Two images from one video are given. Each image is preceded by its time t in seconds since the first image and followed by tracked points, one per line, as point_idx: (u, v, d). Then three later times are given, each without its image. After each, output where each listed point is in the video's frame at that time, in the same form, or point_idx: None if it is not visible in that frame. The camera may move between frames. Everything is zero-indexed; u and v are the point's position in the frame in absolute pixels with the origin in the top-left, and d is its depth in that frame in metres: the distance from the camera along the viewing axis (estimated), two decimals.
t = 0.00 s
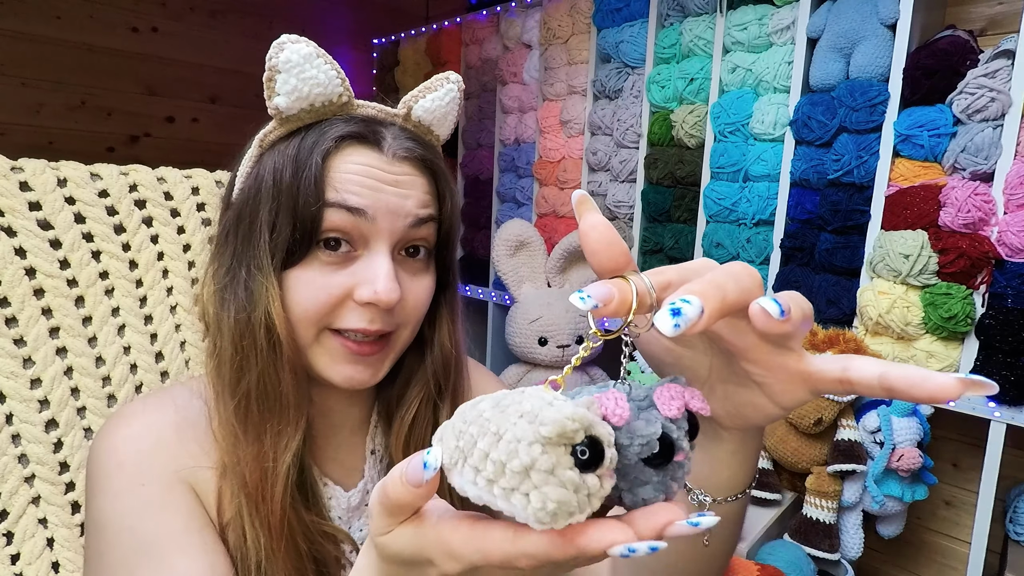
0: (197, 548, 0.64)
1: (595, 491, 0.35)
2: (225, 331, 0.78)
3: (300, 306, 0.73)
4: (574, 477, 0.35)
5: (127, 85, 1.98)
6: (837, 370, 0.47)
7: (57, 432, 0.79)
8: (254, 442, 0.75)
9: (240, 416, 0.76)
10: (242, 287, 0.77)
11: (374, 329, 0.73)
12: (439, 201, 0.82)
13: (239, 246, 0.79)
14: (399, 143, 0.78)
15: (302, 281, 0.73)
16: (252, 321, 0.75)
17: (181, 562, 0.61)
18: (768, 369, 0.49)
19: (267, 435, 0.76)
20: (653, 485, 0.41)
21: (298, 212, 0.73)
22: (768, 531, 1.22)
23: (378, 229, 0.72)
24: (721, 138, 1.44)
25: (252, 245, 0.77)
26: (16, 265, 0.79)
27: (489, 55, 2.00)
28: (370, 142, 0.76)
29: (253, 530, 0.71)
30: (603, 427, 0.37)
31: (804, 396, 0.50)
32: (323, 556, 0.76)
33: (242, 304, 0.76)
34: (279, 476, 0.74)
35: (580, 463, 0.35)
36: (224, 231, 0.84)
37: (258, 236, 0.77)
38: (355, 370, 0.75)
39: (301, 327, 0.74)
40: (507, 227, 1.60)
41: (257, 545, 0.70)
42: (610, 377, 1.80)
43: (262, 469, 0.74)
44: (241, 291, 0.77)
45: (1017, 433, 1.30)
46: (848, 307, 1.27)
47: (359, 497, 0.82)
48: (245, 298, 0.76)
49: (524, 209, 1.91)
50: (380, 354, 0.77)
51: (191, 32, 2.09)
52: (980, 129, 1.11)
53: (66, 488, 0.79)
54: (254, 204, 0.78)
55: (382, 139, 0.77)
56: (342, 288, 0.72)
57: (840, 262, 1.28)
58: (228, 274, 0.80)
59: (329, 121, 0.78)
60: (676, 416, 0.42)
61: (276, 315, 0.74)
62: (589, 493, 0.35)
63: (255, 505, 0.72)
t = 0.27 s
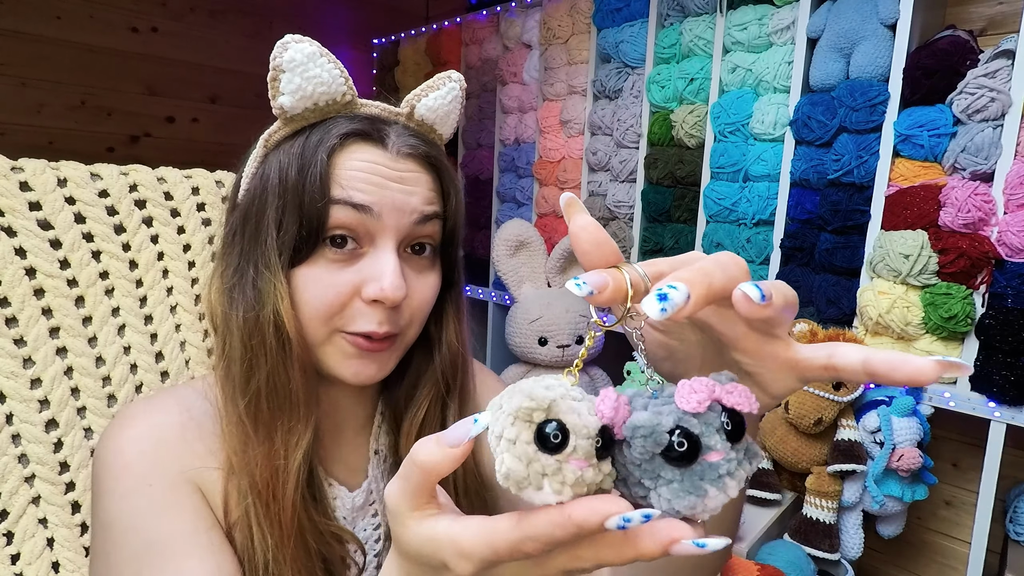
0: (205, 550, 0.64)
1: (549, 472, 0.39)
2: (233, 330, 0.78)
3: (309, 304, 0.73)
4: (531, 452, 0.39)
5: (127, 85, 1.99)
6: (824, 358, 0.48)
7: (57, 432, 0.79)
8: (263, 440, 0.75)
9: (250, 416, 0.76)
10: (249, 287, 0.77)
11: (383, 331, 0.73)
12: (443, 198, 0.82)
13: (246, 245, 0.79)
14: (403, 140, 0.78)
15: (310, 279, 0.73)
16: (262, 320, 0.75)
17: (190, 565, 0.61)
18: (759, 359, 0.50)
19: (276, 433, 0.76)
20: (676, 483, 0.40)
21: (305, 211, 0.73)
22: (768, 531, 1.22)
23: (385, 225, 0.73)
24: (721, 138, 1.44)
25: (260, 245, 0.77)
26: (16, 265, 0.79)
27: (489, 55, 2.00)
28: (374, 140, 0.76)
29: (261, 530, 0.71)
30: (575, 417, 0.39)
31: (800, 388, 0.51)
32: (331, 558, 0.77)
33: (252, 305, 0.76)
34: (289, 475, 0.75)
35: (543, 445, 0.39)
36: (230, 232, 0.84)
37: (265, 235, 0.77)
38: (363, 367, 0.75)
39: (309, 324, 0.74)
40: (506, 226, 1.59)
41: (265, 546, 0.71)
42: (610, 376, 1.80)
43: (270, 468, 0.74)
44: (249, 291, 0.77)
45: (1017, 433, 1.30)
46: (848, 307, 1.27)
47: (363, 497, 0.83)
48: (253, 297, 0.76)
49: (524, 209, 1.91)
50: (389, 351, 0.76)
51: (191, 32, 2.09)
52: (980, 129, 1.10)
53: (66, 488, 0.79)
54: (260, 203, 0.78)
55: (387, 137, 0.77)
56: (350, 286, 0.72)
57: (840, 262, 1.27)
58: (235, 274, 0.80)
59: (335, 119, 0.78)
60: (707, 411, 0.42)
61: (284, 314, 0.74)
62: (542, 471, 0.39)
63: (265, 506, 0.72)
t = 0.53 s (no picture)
0: (208, 548, 0.64)
1: (528, 444, 0.42)
2: (238, 331, 0.78)
3: (314, 305, 0.74)
4: (515, 424, 0.42)
5: (127, 85, 1.99)
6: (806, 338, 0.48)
7: (57, 432, 0.79)
8: (266, 440, 0.75)
9: (254, 416, 0.76)
10: (254, 288, 0.77)
11: (386, 330, 0.73)
12: (447, 201, 0.82)
13: (252, 247, 0.79)
14: (408, 142, 0.78)
15: (315, 279, 0.73)
16: (265, 321, 0.75)
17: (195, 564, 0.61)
18: (742, 344, 0.49)
19: (280, 433, 0.76)
20: (657, 461, 0.41)
21: (310, 213, 0.73)
22: (768, 531, 1.22)
23: (389, 227, 0.73)
24: (721, 138, 1.44)
25: (265, 245, 0.77)
26: (16, 265, 0.79)
27: (489, 55, 2.00)
28: (380, 142, 0.76)
29: (264, 530, 0.71)
30: (553, 397, 0.41)
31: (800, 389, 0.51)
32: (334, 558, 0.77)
33: (256, 306, 0.76)
34: (292, 475, 0.75)
35: (525, 419, 0.41)
36: (234, 233, 0.84)
37: (271, 236, 0.76)
38: (367, 368, 0.75)
39: (313, 325, 0.74)
40: (506, 227, 1.56)
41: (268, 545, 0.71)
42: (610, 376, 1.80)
43: (275, 468, 0.74)
44: (255, 292, 0.77)
45: (1017, 434, 1.30)
46: (848, 307, 1.27)
47: (365, 497, 0.82)
48: (258, 298, 0.76)
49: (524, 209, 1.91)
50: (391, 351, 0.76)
51: (191, 32, 2.09)
52: (980, 129, 1.10)
53: (66, 488, 0.79)
54: (266, 205, 0.78)
55: (392, 139, 0.77)
56: (355, 287, 0.72)
57: (840, 262, 1.27)
58: (240, 275, 0.80)
59: (340, 121, 0.78)
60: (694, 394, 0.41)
61: (288, 315, 0.74)
62: (523, 442, 0.42)
63: (268, 505, 0.72)
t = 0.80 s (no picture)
0: (209, 548, 0.64)
1: (515, 424, 0.42)
2: (239, 330, 0.78)
3: (314, 304, 0.73)
4: (504, 405, 0.42)
5: (127, 85, 1.98)
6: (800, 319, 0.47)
7: (57, 432, 0.79)
8: (267, 439, 0.75)
9: (254, 415, 0.76)
10: (255, 287, 0.77)
11: (387, 327, 0.73)
12: (448, 201, 0.82)
13: (253, 246, 0.79)
14: (410, 143, 0.78)
15: (316, 278, 0.73)
16: (266, 320, 0.75)
17: (194, 564, 0.61)
18: (735, 327, 0.49)
19: (281, 433, 0.76)
20: (639, 443, 0.40)
21: (311, 212, 0.73)
22: (768, 531, 1.22)
23: (390, 226, 0.73)
24: (721, 138, 1.44)
25: (266, 244, 0.77)
26: (16, 265, 0.79)
27: (489, 55, 2.00)
28: (381, 142, 0.76)
29: (264, 530, 0.71)
30: (539, 379, 0.41)
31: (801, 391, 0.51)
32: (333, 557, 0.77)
33: (257, 306, 0.76)
34: (293, 474, 0.74)
35: (513, 401, 0.42)
36: (235, 232, 0.84)
37: (273, 236, 0.76)
38: (369, 367, 0.75)
39: (314, 323, 0.74)
40: (506, 227, 1.56)
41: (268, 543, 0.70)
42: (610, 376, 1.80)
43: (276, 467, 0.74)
44: (255, 291, 0.76)
45: (1017, 433, 1.30)
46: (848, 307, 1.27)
47: (365, 497, 0.83)
48: (259, 297, 0.76)
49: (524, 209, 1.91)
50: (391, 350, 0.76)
51: (191, 32, 2.09)
52: (980, 129, 1.11)
53: (66, 488, 0.79)
54: (267, 205, 0.78)
55: (393, 139, 0.77)
56: (356, 286, 0.72)
57: (840, 262, 1.27)
58: (241, 274, 0.80)
59: (341, 121, 0.78)
60: (680, 375, 0.41)
61: (290, 314, 0.74)
62: (510, 424, 0.42)
63: (269, 505, 0.72)
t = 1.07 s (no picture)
0: (209, 548, 0.64)
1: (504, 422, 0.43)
2: (238, 330, 0.78)
3: (313, 303, 0.73)
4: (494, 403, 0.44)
5: (127, 85, 1.98)
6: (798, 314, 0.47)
7: (57, 432, 0.79)
8: (266, 439, 0.75)
9: (253, 415, 0.76)
10: (254, 287, 0.76)
11: (386, 326, 0.73)
12: (447, 200, 0.82)
13: (252, 245, 0.79)
14: (409, 142, 0.78)
15: (315, 278, 0.73)
16: (265, 319, 0.75)
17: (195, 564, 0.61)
18: (734, 322, 0.49)
19: (280, 433, 0.76)
20: (621, 437, 0.40)
21: (310, 212, 0.73)
22: (768, 531, 1.22)
23: (389, 226, 0.73)
24: (721, 138, 1.44)
25: (265, 244, 0.77)
26: (16, 265, 0.79)
27: (489, 55, 2.00)
28: (380, 142, 0.76)
29: (263, 531, 0.71)
30: (523, 381, 0.42)
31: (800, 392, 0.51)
32: (333, 557, 0.77)
33: (256, 306, 0.76)
34: (292, 474, 0.74)
35: (501, 400, 0.43)
36: (234, 232, 0.84)
37: (271, 236, 0.76)
38: (368, 366, 0.75)
39: (313, 323, 0.74)
40: (506, 227, 1.60)
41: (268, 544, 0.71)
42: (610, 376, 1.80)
43: (275, 468, 0.74)
44: (254, 290, 0.76)
45: (1017, 433, 1.30)
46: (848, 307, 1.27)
47: (364, 497, 0.83)
48: (258, 297, 0.76)
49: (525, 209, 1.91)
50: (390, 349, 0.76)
51: (191, 32, 2.09)
52: (980, 129, 1.11)
53: (66, 488, 0.79)
54: (266, 204, 0.78)
55: (392, 139, 0.78)
56: (355, 286, 0.72)
57: (840, 261, 1.27)
58: (240, 274, 0.79)
59: (339, 121, 0.78)
60: (666, 369, 0.41)
61: (288, 313, 0.74)
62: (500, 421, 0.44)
63: (268, 505, 0.72)
